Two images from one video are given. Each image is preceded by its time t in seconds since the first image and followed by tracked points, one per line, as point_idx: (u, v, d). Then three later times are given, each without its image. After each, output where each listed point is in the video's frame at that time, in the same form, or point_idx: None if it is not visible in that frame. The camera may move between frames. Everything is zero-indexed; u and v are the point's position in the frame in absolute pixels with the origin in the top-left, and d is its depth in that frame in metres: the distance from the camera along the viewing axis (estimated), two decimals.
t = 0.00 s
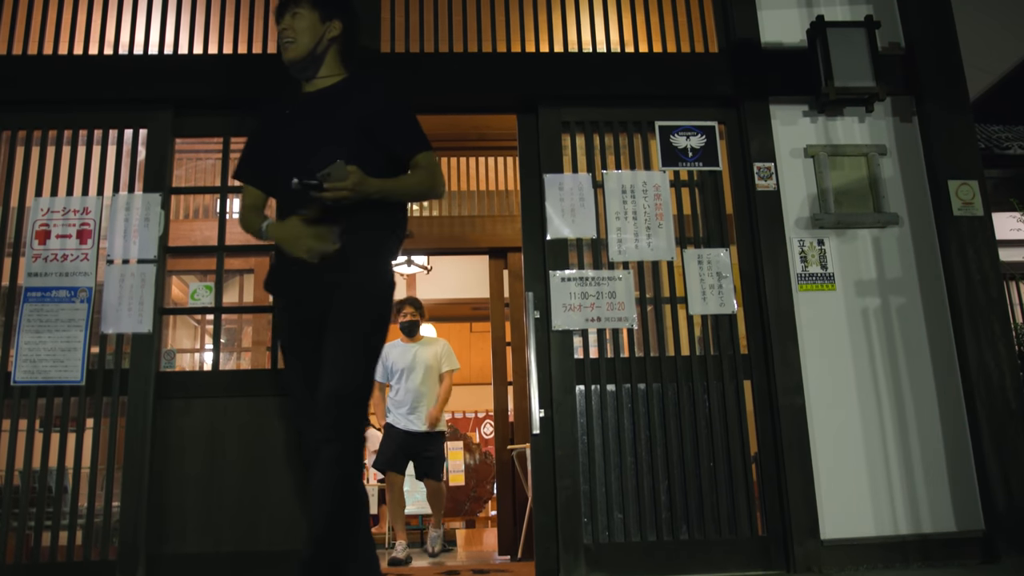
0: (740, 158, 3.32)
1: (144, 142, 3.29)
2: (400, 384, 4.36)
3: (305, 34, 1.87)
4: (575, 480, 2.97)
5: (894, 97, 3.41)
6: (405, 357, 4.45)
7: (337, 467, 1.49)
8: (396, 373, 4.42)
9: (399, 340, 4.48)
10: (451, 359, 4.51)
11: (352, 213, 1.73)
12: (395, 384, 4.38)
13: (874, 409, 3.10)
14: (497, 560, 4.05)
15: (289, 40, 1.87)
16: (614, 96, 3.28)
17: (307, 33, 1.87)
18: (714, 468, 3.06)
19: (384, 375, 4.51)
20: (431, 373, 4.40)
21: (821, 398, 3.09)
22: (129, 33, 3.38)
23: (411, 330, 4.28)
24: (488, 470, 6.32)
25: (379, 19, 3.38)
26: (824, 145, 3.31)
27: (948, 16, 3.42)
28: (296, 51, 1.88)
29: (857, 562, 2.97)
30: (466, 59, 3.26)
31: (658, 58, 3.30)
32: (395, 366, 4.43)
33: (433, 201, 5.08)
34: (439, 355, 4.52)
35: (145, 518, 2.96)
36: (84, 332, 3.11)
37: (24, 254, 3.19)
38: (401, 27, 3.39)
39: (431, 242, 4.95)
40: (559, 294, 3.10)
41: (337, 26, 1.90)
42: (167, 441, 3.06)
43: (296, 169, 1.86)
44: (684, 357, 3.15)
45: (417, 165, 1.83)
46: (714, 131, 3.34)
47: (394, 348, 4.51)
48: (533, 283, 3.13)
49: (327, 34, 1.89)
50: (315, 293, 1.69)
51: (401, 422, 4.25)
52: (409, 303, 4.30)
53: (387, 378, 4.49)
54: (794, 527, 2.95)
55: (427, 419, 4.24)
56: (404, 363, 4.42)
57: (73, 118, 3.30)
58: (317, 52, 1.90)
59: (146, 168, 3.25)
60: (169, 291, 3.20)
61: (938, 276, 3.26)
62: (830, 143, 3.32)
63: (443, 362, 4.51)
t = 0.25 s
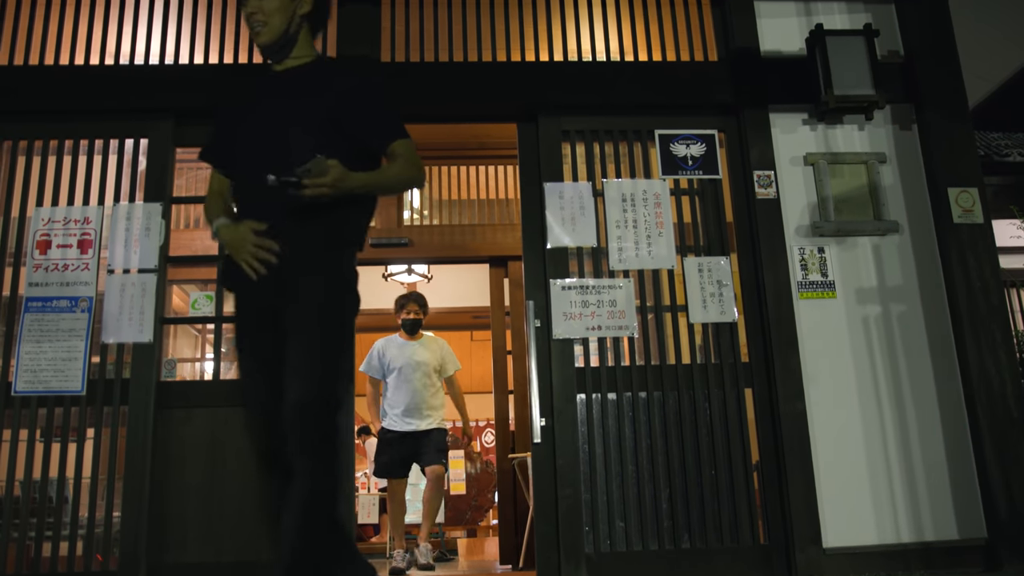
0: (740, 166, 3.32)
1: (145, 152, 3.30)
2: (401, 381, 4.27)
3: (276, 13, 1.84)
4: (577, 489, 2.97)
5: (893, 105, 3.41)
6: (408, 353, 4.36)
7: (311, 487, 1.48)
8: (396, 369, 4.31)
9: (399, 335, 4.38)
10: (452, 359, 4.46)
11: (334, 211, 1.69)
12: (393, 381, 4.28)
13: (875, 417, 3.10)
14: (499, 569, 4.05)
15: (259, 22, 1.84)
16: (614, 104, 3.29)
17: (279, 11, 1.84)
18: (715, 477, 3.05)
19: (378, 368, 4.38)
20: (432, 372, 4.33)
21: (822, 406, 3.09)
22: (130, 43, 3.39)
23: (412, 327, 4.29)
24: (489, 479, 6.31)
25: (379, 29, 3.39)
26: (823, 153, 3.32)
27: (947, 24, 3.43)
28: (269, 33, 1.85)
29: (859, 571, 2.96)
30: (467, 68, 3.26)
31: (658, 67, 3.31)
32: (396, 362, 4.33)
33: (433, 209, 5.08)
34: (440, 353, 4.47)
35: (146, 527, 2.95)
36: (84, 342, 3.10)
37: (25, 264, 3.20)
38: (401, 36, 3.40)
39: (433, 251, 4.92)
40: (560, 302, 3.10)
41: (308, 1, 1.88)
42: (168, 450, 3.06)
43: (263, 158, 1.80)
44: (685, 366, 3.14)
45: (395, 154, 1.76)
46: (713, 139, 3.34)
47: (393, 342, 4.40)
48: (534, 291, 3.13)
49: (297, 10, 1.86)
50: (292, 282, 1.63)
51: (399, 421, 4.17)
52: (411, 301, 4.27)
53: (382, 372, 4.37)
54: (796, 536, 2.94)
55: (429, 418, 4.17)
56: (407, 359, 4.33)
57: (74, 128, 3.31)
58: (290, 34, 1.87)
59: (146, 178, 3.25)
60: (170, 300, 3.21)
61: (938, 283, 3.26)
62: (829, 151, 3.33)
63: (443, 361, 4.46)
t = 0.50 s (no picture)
0: (742, 175, 3.32)
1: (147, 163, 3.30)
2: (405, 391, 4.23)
3: None
4: (579, 498, 2.96)
5: (894, 114, 3.42)
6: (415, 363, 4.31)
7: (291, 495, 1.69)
8: (402, 379, 4.28)
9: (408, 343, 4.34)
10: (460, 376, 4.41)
11: (278, 163, 1.94)
12: (397, 389, 4.26)
13: (878, 425, 3.09)
14: None
15: None
16: (615, 113, 3.30)
17: None
18: (717, 485, 3.04)
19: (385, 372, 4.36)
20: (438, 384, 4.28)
21: (825, 414, 3.08)
22: (134, 54, 3.40)
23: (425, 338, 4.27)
24: (491, 488, 6.29)
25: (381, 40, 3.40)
26: (825, 161, 3.32)
27: (948, 33, 3.44)
28: None
29: None
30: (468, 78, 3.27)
31: (659, 76, 3.32)
32: (402, 371, 4.29)
33: (435, 218, 5.07)
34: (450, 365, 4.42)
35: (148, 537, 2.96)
36: (87, 352, 3.10)
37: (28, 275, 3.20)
38: (403, 46, 3.41)
39: (436, 261, 4.89)
40: (562, 311, 3.10)
41: None
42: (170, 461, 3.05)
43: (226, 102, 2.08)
44: (688, 374, 3.14)
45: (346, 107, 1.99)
46: (715, 148, 3.35)
47: (402, 349, 4.37)
48: (536, 300, 3.13)
49: None
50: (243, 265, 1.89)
51: (396, 432, 4.14)
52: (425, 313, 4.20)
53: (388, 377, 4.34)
54: (801, 545, 2.93)
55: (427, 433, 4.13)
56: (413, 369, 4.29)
57: (76, 139, 3.31)
58: None
59: (149, 189, 3.25)
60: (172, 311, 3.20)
61: (941, 291, 3.25)
62: (831, 159, 3.33)
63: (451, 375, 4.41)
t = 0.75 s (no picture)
0: (741, 180, 3.33)
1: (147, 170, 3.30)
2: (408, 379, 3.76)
3: None
4: (580, 504, 2.96)
5: (893, 119, 3.42)
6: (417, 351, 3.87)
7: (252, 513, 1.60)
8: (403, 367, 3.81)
9: (410, 332, 3.91)
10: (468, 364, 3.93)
11: (160, 147, 1.80)
12: (399, 378, 3.78)
13: (878, 430, 3.09)
14: None
15: None
16: (614, 119, 3.31)
17: None
18: (718, 492, 3.04)
19: (385, 365, 3.90)
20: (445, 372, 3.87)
21: (826, 420, 3.08)
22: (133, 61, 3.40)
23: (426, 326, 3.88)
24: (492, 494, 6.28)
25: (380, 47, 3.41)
26: (824, 166, 3.32)
27: (946, 38, 3.45)
28: None
29: None
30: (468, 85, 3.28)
31: (657, 83, 3.33)
32: (403, 359, 3.84)
33: (434, 225, 5.05)
34: (455, 356, 3.96)
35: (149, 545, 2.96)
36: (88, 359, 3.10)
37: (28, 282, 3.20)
38: (403, 53, 3.42)
39: (435, 267, 4.88)
40: (562, 317, 3.11)
41: None
42: (170, 469, 3.03)
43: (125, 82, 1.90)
44: (688, 380, 3.14)
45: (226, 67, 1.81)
46: (714, 153, 3.36)
47: (403, 338, 3.93)
48: (536, 306, 3.13)
49: None
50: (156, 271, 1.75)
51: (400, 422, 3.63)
52: (424, 298, 3.84)
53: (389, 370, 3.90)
54: (801, 551, 2.92)
55: (436, 422, 3.68)
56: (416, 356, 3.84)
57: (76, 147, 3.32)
58: None
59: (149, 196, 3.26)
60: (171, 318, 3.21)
61: (941, 296, 3.26)
62: (830, 165, 3.34)
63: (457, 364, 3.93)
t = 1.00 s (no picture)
0: (739, 181, 3.33)
1: (146, 171, 3.30)
2: (410, 379, 3.71)
3: None
4: (580, 504, 2.96)
5: (892, 118, 3.43)
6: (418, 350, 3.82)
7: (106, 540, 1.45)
8: (404, 367, 3.76)
9: (407, 330, 3.85)
10: (467, 359, 3.91)
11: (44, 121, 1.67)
12: (400, 378, 3.73)
13: (878, 430, 3.09)
14: None
15: None
16: (613, 120, 3.31)
17: None
18: (718, 492, 3.04)
19: (382, 364, 3.82)
20: (446, 370, 3.82)
21: (826, 420, 3.08)
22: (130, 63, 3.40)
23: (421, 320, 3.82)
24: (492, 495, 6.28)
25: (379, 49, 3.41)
26: (823, 166, 3.32)
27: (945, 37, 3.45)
28: None
29: None
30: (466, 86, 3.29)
31: (656, 83, 3.33)
32: (403, 359, 3.78)
33: (433, 226, 5.06)
34: (453, 352, 3.93)
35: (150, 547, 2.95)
36: (87, 361, 3.09)
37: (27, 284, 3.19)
38: (401, 54, 3.42)
39: (434, 268, 4.90)
40: (561, 318, 3.11)
41: None
42: (170, 471, 3.04)
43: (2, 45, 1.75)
44: (687, 380, 3.14)
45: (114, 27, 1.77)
46: (713, 154, 3.35)
47: (400, 336, 3.86)
48: (535, 307, 3.13)
49: None
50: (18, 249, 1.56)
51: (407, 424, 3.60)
52: (419, 291, 3.85)
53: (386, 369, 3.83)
54: (801, 550, 2.92)
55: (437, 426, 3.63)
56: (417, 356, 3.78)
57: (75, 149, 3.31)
58: None
59: (148, 198, 3.26)
60: (171, 319, 3.21)
61: (940, 296, 3.26)
62: (829, 164, 3.34)
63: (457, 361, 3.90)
